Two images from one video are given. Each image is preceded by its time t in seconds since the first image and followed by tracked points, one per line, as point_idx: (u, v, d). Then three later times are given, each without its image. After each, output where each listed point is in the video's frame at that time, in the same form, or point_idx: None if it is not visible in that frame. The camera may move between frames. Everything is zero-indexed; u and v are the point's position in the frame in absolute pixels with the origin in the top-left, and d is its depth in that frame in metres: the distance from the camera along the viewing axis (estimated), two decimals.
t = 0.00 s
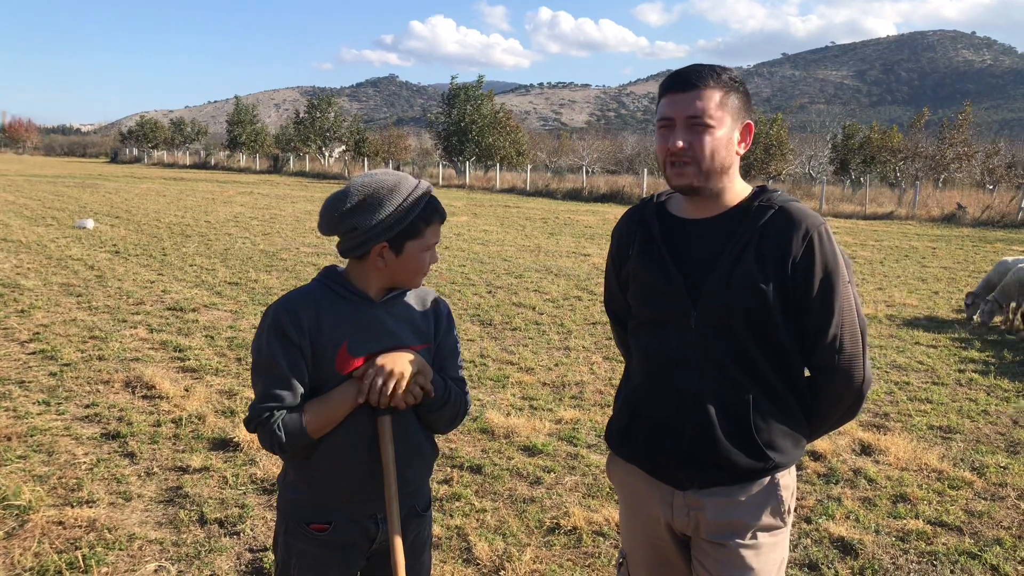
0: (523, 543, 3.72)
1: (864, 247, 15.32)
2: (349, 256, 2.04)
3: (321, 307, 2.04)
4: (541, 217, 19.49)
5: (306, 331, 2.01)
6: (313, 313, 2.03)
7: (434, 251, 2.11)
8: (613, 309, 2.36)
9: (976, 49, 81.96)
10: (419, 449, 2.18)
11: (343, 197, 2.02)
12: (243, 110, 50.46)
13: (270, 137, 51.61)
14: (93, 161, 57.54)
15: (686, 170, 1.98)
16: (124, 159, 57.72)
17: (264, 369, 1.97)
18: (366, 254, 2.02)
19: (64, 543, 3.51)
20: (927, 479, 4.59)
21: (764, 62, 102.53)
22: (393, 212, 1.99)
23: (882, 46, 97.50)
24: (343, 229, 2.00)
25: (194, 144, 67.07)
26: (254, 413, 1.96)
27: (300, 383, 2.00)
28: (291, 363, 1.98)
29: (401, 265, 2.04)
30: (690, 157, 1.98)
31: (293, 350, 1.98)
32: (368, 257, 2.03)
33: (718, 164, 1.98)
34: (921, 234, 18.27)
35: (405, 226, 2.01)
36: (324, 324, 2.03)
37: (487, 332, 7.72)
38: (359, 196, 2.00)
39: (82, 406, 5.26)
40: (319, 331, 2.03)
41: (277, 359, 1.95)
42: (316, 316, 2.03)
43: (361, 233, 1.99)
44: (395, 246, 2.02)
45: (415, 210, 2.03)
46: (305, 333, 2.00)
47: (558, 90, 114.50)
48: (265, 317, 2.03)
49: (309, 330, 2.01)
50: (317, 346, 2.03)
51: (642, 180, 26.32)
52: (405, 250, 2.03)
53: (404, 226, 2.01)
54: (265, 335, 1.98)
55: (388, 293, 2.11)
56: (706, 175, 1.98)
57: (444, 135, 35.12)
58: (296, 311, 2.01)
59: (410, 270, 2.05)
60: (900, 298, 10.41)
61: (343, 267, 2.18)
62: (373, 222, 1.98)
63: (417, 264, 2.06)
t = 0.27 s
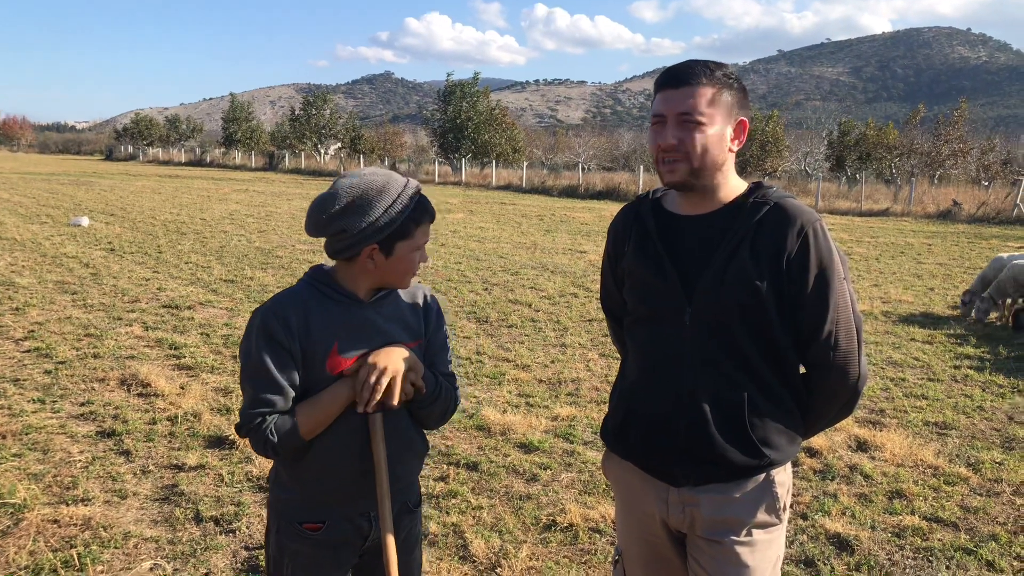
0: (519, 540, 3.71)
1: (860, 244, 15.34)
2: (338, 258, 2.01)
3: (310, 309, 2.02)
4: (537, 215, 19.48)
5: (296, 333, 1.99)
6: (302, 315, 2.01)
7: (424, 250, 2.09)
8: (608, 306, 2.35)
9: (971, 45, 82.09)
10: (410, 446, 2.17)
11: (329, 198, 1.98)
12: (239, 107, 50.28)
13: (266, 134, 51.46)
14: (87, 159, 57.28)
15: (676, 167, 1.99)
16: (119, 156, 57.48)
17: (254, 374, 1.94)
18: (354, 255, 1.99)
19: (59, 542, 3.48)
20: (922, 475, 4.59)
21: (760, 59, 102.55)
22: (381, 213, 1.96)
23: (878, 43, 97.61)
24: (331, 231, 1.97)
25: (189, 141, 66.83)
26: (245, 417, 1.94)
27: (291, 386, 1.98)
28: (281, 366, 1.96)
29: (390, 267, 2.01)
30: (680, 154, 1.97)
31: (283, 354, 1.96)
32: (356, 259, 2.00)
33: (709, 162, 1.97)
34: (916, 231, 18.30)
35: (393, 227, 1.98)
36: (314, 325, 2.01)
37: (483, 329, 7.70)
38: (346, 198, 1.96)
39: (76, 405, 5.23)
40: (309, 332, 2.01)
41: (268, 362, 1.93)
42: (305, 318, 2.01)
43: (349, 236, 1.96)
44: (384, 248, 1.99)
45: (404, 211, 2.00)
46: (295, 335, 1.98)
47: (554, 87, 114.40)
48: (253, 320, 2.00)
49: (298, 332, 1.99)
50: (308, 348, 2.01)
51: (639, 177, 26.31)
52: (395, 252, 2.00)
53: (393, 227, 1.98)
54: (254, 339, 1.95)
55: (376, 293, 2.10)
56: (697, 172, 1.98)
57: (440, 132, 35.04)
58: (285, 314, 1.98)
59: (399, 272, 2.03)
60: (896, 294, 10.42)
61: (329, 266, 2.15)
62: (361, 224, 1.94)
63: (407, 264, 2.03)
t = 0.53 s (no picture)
0: (518, 536, 3.71)
1: (858, 240, 15.35)
2: (328, 254, 2.00)
3: (301, 307, 2.00)
4: (535, 211, 19.46)
5: (289, 333, 1.97)
6: (295, 313, 1.99)
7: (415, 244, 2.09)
8: (607, 302, 2.34)
9: (970, 41, 82.07)
10: (404, 442, 2.17)
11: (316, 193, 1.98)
12: (236, 103, 50.17)
13: (264, 130, 51.37)
14: (85, 155, 57.15)
15: (698, 160, 1.95)
16: (117, 153, 57.30)
17: (247, 376, 1.92)
18: (342, 252, 1.98)
19: (57, 538, 3.48)
20: (920, 471, 4.60)
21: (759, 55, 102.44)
22: (368, 207, 1.95)
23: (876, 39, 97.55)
24: (318, 226, 1.96)
25: (187, 137, 66.67)
26: (237, 420, 1.92)
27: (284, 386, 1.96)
28: (274, 366, 1.94)
29: (380, 262, 2.01)
30: (701, 148, 1.95)
31: (275, 353, 1.94)
32: (344, 255, 2.00)
33: (725, 156, 1.97)
34: (914, 227, 18.31)
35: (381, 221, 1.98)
36: (306, 323, 2.00)
37: (482, 325, 7.70)
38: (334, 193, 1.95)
39: (74, 401, 5.22)
40: (301, 330, 1.99)
41: (260, 363, 1.91)
42: (297, 316, 1.99)
43: (337, 230, 1.95)
44: (374, 241, 1.98)
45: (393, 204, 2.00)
46: (286, 334, 1.96)
47: (552, 83, 114.26)
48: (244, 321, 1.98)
49: (290, 330, 1.98)
50: (300, 346, 2.00)
51: (637, 173, 26.29)
52: (383, 246, 2.00)
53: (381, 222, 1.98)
54: (245, 340, 1.92)
55: (367, 289, 2.10)
56: (714, 165, 1.96)
57: (438, 128, 34.98)
58: (279, 313, 1.97)
59: (389, 267, 2.02)
60: (893, 290, 10.43)
61: (319, 264, 2.14)
62: (352, 217, 1.94)
63: (397, 258, 2.02)
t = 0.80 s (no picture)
0: (517, 534, 3.72)
1: (857, 238, 15.37)
2: (320, 253, 2.00)
3: (294, 305, 2.01)
4: (535, 208, 19.47)
5: (281, 331, 1.98)
6: (288, 312, 2.00)
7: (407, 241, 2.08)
8: (606, 301, 2.34)
9: (969, 39, 82.10)
10: (400, 442, 2.17)
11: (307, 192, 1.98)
12: (235, 101, 50.14)
13: (263, 128, 51.32)
14: (84, 153, 57.09)
15: (706, 162, 1.95)
16: (116, 151, 57.28)
17: (241, 373, 1.94)
18: (331, 251, 1.99)
19: (56, 536, 3.48)
20: (919, 470, 4.61)
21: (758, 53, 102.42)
22: (357, 206, 1.95)
23: (875, 37, 97.52)
24: (308, 225, 1.96)
25: (186, 135, 66.63)
26: (230, 418, 1.95)
27: (277, 385, 1.97)
28: (266, 364, 1.95)
29: (369, 260, 2.00)
30: (709, 150, 1.94)
31: (267, 352, 1.95)
32: (333, 253, 2.00)
33: (732, 157, 1.98)
34: (913, 225, 18.32)
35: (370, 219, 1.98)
36: (299, 322, 2.00)
37: (481, 323, 7.70)
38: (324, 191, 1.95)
39: (73, 399, 5.22)
40: (293, 329, 2.00)
41: (252, 362, 1.93)
42: (289, 315, 2.00)
43: (326, 228, 1.95)
44: (365, 240, 1.98)
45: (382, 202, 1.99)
46: (279, 333, 1.97)
47: (552, 81, 114.24)
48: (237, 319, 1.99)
49: (282, 330, 1.98)
50: (293, 345, 2.00)
51: (636, 171, 26.30)
52: (372, 244, 1.99)
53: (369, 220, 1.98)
54: (238, 339, 1.94)
55: (361, 288, 2.09)
56: (720, 167, 1.97)
57: (437, 126, 34.95)
58: (272, 311, 1.98)
59: (378, 265, 2.01)
60: (892, 289, 10.44)
61: (313, 262, 2.14)
62: (341, 215, 1.93)
63: (386, 257, 2.01)
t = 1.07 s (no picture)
0: (516, 533, 3.72)
1: (855, 237, 15.39)
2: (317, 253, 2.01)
3: (292, 304, 2.01)
4: (533, 208, 19.47)
5: (279, 330, 1.98)
6: (286, 311, 2.00)
7: (400, 240, 2.06)
8: (604, 301, 2.35)
9: (967, 39, 82.23)
10: (400, 442, 2.17)
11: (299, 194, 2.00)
12: (233, 101, 50.09)
13: (261, 128, 51.27)
14: (81, 153, 56.99)
15: (702, 167, 1.96)
16: (114, 151, 57.20)
17: (239, 372, 1.95)
18: (323, 252, 2.00)
19: (54, 536, 3.48)
20: (917, 468, 4.62)
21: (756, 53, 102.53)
22: (345, 208, 1.95)
23: (873, 37, 97.62)
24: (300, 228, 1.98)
25: (184, 136, 66.57)
26: (231, 416, 1.97)
27: (274, 384, 1.98)
28: (264, 364, 1.96)
29: (359, 259, 2.00)
30: (705, 154, 1.95)
31: (265, 351, 1.96)
32: (325, 254, 2.02)
33: (729, 160, 1.98)
34: (911, 224, 18.34)
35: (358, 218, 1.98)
36: (296, 321, 2.00)
37: (479, 323, 7.70)
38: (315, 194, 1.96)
39: (71, 399, 5.22)
40: (291, 326, 2.00)
41: (250, 361, 1.93)
42: (287, 313, 2.00)
43: (316, 230, 1.96)
44: (356, 241, 1.99)
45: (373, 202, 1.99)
46: (276, 332, 1.98)
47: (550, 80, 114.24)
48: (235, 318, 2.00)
49: (280, 329, 1.99)
50: (290, 344, 2.00)
51: (634, 171, 26.31)
52: (361, 244, 1.99)
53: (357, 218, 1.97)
54: (236, 337, 1.96)
55: (359, 288, 2.10)
56: (717, 171, 1.97)
57: (435, 125, 34.93)
58: (269, 310, 1.99)
59: (368, 264, 2.01)
60: (890, 288, 10.46)
61: (312, 261, 2.14)
62: (330, 217, 1.94)
63: (376, 257, 2.01)
